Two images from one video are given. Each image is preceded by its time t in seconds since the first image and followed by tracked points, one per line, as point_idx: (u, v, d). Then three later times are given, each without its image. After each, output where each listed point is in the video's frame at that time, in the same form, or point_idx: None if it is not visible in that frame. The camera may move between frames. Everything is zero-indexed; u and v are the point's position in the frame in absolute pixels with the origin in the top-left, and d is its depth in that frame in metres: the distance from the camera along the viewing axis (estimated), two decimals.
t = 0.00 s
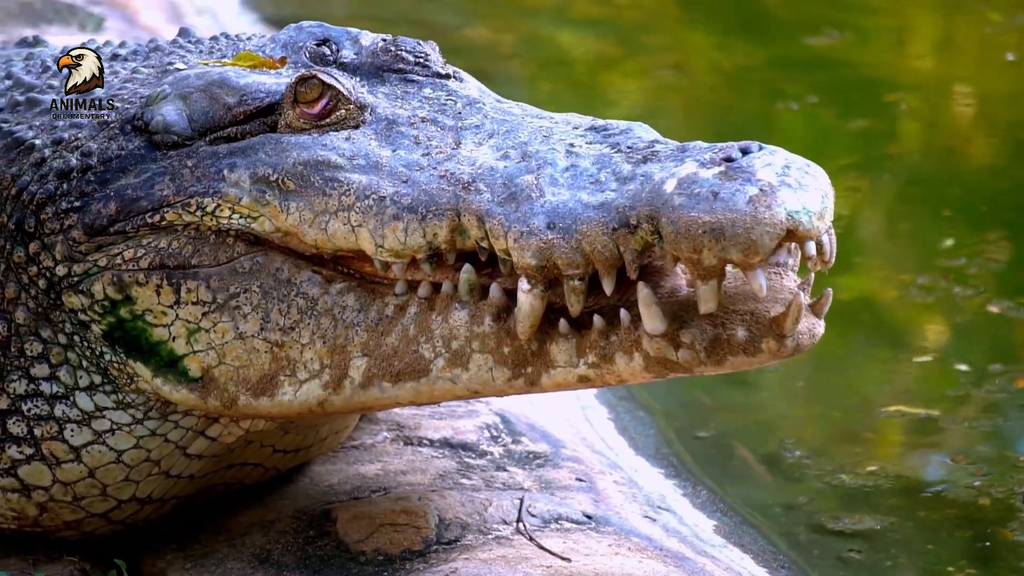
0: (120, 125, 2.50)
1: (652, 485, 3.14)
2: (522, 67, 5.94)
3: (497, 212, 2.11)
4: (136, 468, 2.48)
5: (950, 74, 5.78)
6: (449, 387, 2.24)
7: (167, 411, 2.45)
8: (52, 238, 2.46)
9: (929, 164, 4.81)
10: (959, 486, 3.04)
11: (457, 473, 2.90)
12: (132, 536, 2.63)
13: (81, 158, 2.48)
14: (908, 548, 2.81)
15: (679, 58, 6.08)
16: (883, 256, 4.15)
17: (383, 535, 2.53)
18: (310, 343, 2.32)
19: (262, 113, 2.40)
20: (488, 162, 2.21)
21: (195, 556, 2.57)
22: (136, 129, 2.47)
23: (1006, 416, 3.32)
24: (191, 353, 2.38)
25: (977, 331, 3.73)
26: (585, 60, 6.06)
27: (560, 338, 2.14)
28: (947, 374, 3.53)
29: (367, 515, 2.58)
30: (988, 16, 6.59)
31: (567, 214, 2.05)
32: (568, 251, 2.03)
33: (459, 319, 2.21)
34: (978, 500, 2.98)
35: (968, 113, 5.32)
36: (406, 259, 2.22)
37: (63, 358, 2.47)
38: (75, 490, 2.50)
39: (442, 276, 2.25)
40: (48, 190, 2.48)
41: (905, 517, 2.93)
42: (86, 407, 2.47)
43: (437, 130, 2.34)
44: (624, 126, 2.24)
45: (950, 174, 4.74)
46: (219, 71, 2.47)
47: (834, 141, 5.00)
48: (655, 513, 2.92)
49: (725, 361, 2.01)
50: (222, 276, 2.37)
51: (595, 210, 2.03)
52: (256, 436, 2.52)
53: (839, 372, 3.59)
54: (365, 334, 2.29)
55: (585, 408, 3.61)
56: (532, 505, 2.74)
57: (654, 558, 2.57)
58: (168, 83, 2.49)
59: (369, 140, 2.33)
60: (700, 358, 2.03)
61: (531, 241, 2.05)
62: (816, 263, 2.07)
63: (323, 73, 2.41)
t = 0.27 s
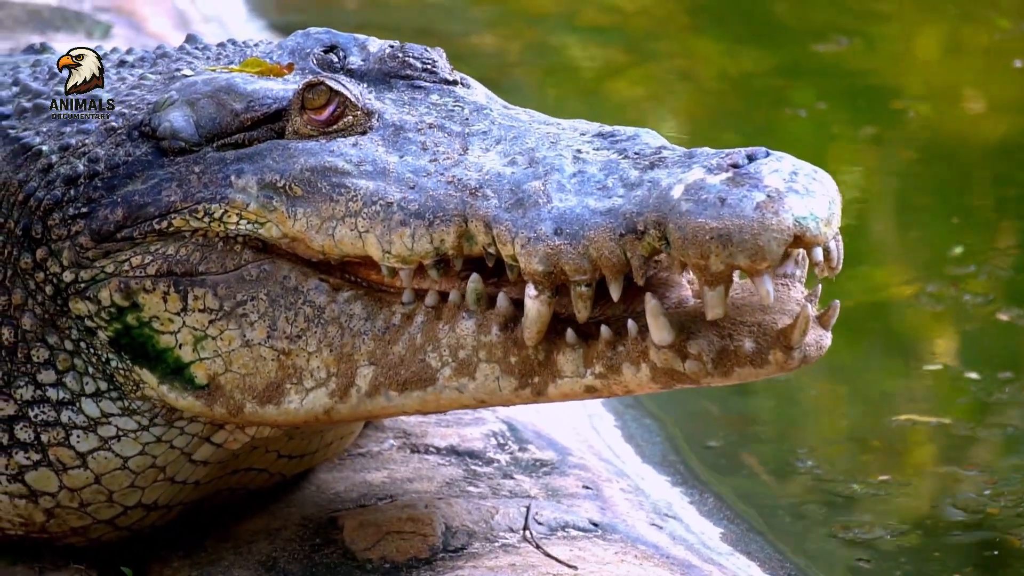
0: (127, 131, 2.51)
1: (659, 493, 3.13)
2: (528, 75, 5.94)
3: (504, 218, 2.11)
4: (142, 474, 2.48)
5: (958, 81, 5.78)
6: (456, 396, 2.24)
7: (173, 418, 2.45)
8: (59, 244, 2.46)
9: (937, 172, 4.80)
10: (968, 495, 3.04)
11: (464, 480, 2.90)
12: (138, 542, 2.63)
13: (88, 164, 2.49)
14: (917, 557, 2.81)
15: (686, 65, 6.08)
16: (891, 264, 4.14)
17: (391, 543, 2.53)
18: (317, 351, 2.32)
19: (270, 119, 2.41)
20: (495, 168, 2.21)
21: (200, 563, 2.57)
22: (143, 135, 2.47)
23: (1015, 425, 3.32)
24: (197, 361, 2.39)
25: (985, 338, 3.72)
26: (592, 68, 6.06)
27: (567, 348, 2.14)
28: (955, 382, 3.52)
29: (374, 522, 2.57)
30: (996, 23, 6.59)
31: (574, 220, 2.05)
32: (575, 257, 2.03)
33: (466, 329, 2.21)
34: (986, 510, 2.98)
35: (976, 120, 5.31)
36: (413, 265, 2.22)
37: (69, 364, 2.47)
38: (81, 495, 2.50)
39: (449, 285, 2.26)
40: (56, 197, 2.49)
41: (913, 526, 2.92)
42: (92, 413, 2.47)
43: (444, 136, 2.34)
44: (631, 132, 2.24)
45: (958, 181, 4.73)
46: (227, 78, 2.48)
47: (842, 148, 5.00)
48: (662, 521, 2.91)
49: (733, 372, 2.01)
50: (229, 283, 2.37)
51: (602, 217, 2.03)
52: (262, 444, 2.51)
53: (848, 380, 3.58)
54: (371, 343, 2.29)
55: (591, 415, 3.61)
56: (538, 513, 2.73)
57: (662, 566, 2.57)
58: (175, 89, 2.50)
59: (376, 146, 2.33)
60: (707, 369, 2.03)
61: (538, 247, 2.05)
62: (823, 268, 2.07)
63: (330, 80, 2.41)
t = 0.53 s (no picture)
0: (135, 139, 2.52)
1: (667, 500, 3.12)
2: (536, 83, 5.95)
3: (512, 225, 2.11)
4: (148, 481, 2.48)
5: (967, 88, 5.77)
6: (463, 407, 2.24)
7: (179, 426, 2.45)
8: (66, 251, 2.47)
9: (946, 179, 4.80)
10: (979, 504, 3.03)
11: (472, 488, 2.90)
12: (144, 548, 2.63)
13: (96, 172, 2.50)
14: (928, 566, 2.80)
15: (694, 73, 6.08)
16: (901, 272, 4.14)
17: (400, 551, 2.53)
18: (325, 361, 2.32)
19: (278, 127, 2.41)
20: (503, 175, 2.21)
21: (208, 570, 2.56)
22: (152, 143, 2.49)
23: None
24: (205, 369, 2.39)
25: (996, 346, 3.71)
26: (599, 76, 6.07)
27: (575, 360, 2.14)
28: (966, 390, 3.52)
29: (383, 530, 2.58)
30: (1005, 29, 6.58)
31: (582, 227, 2.05)
32: (583, 264, 2.03)
33: (474, 340, 2.22)
34: (998, 519, 2.97)
35: (986, 128, 5.31)
36: (421, 272, 2.22)
37: (77, 371, 2.48)
38: (89, 502, 2.50)
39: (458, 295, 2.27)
40: (63, 204, 2.49)
41: (924, 535, 2.91)
42: (99, 420, 2.47)
43: (452, 143, 2.34)
44: (639, 139, 2.24)
45: (968, 188, 4.73)
46: (235, 85, 2.49)
47: (850, 156, 5.00)
48: (670, 529, 2.90)
49: (741, 386, 2.01)
50: (237, 292, 2.37)
51: (610, 223, 2.03)
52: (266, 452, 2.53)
53: (857, 388, 3.58)
54: (379, 353, 2.29)
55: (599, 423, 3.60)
56: (546, 521, 2.73)
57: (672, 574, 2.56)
58: (183, 97, 2.51)
59: (384, 153, 2.34)
60: (715, 382, 2.02)
61: (546, 254, 2.05)
62: (830, 275, 2.06)
63: (338, 87, 2.42)
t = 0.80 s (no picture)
0: (140, 143, 2.52)
1: (672, 506, 3.12)
2: (540, 89, 5.95)
3: (517, 227, 2.11)
4: (152, 486, 2.48)
5: (974, 95, 5.77)
6: (467, 414, 2.24)
7: (182, 431, 2.45)
8: (71, 255, 2.47)
9: (952, 185, 4.79)
10: (986, 511, 3.02)
11: (477, 494, 2.89)
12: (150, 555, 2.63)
13: (101, 175, 2.50)
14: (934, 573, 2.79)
15: (700, 79, 6.09)
16: (907, 278, 4.13)
17: (405, 557, 2.52)
18: (329, 366, 2.32)
19: (282, 130, 2.41)
20: (508, 178, 2.21)
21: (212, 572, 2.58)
22: (156, 147, 2.49)
23: None
24: (208, 374, 2.39)
25: (1002, 353, 3.71)
26: (604, 82, 6.07)
27: (579, 367, 2.13)
28: (972, 397, 3.51)
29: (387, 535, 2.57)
30: (1011, 36, 6.58)
31: (586, 229, 2.05)
32: (587, 266, 2.03)
33: (478, 347, 2.21)
34: (1004, 526, 2.97)
35: (992, 135, 5.30)
36: (425, 275, 2.22)
37: (81, 375, 2.48)
38: (93, 506, 2.51)
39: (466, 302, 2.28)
40: (68, 207, 2.49)
41: (930, 542, 2.91)
42: (103, 424, 2.48)
43: (456, 146, 2.35)
44: (643, 143, 2.24)
45: (974, 195, 4.72)
46: (240, 89, 2.49)
47: (855, 162, 4.99)
48: (675, 535, 2.90)
49: (745, 393, 2.01)
50: (242, 297, 2.37)
51: (614, 225, 2.03)
52: (272, 463, 2.52)
53: (864, 394, 3.57)
54: (383, 359, 2.29)
55: (604, 429, 3.59)
56: (551, 527, 2.72)
57: None
58: (188, 101, 2.52)
59: (388, 156, 2.34)
60: (719, 391, 2.02)
61: (550, 256, 2.05)
62: (835, 278, 2.09)
63: (343, 91, 2.43)
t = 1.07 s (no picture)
0: (141, 144, 2.52)
1: (674, 510, 3.12)
2: (542, 93, 5.96)
3: (518, 226, 2.11)
4: (152, 490, 2.48)
5: (978, 99, 5.77)
6: (468, 417, 2.23)
7: (183, 436, 2.44)
8: (72, 256, 2.47)
9: (954, 189, 4.79)
10: (988, 514, 3.02)
11: (478, 497, 2.89)
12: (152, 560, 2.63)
13: (101, 176, 2.50)
14: None
15: (702, 83, 6.09)
16: (910, 282, 4.13)
17: (406, 560, 2.52)
18: (330, 369, 2.32)
19: (283, 131, 2.41)
20: (508, 177, 2.22)
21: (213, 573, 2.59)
22: (157, 148, 2.49)
23: None
24: (209, 376, 2.39)
25: (1005, 357, 3.70)
26: (607, 86, 6.07)
27: (580, 370, 2.13)
28: (976, 400, 3.51)
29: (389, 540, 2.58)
30: (1015, 41, 6.58)
31: (587, 228, 2.05)
32: (588, 265, 2.03)
33: (479, 350, 2.21)
34: (1007, 529, 2.97)
35: (997, 139, 5.30)
36: (427, 275, 2.21)
37: (81, 376, 2.49)
38: (93, 507, 2.51)
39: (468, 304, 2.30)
40: (69, 209, 2.50)
41: (932, 545, 2.90)
42: (104, 426, 2.48)
43: (457, 146, 2.35)
44: (644, 142, 2.24)
45: (978, 199, 4.72)
46: (241, 90, 2.49)
47: (858, 166, 5.00)
48: (677, 538, 2.90)
49: (746, 398, 2.00)
50: (243, 299, 2.37)
51: (615, 224, 2.03)
52: (278, 473, 2.50)
53: (868, 397, 3.57)
54: (384, 362, 2.29)
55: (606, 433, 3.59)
56: (553, 530, 2.72)
57: None
58: (189, 102, 2.52)
59: (390, 156, 2.34)
60: (720, 395, 2.02)
61: (551, 255, 2.05)
62: (835, 276, 2.08)
63: (345, 92, 2.43)
